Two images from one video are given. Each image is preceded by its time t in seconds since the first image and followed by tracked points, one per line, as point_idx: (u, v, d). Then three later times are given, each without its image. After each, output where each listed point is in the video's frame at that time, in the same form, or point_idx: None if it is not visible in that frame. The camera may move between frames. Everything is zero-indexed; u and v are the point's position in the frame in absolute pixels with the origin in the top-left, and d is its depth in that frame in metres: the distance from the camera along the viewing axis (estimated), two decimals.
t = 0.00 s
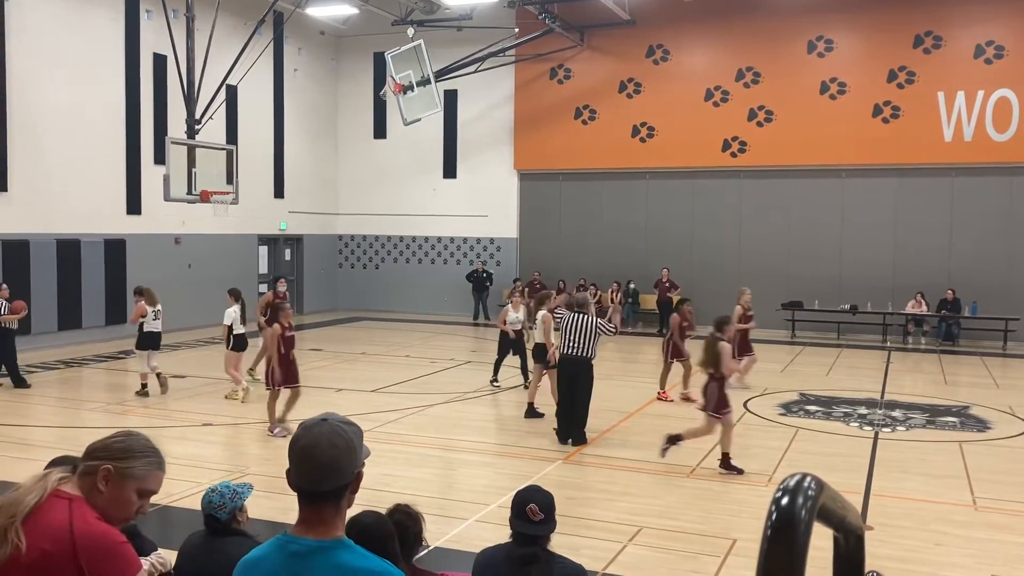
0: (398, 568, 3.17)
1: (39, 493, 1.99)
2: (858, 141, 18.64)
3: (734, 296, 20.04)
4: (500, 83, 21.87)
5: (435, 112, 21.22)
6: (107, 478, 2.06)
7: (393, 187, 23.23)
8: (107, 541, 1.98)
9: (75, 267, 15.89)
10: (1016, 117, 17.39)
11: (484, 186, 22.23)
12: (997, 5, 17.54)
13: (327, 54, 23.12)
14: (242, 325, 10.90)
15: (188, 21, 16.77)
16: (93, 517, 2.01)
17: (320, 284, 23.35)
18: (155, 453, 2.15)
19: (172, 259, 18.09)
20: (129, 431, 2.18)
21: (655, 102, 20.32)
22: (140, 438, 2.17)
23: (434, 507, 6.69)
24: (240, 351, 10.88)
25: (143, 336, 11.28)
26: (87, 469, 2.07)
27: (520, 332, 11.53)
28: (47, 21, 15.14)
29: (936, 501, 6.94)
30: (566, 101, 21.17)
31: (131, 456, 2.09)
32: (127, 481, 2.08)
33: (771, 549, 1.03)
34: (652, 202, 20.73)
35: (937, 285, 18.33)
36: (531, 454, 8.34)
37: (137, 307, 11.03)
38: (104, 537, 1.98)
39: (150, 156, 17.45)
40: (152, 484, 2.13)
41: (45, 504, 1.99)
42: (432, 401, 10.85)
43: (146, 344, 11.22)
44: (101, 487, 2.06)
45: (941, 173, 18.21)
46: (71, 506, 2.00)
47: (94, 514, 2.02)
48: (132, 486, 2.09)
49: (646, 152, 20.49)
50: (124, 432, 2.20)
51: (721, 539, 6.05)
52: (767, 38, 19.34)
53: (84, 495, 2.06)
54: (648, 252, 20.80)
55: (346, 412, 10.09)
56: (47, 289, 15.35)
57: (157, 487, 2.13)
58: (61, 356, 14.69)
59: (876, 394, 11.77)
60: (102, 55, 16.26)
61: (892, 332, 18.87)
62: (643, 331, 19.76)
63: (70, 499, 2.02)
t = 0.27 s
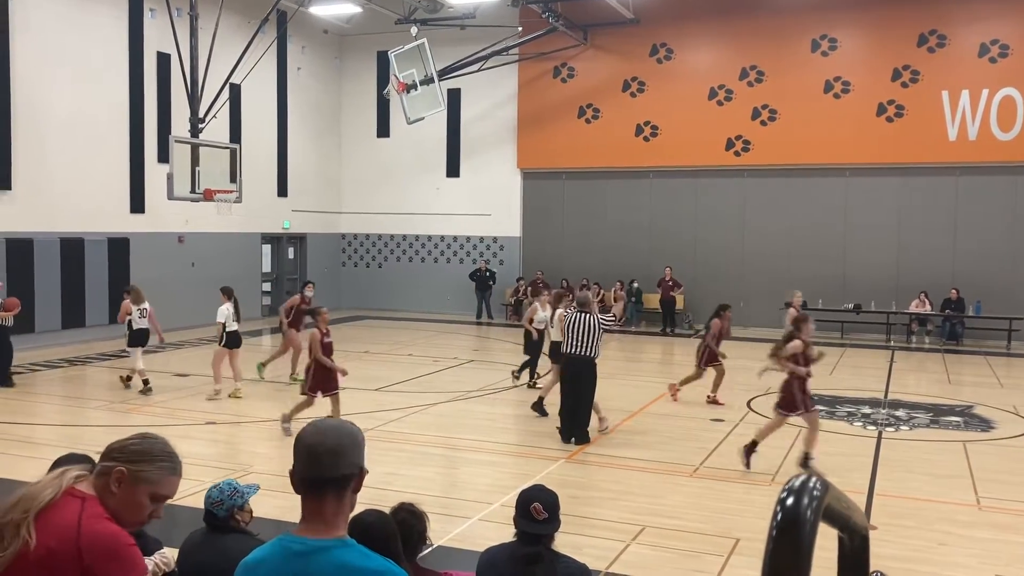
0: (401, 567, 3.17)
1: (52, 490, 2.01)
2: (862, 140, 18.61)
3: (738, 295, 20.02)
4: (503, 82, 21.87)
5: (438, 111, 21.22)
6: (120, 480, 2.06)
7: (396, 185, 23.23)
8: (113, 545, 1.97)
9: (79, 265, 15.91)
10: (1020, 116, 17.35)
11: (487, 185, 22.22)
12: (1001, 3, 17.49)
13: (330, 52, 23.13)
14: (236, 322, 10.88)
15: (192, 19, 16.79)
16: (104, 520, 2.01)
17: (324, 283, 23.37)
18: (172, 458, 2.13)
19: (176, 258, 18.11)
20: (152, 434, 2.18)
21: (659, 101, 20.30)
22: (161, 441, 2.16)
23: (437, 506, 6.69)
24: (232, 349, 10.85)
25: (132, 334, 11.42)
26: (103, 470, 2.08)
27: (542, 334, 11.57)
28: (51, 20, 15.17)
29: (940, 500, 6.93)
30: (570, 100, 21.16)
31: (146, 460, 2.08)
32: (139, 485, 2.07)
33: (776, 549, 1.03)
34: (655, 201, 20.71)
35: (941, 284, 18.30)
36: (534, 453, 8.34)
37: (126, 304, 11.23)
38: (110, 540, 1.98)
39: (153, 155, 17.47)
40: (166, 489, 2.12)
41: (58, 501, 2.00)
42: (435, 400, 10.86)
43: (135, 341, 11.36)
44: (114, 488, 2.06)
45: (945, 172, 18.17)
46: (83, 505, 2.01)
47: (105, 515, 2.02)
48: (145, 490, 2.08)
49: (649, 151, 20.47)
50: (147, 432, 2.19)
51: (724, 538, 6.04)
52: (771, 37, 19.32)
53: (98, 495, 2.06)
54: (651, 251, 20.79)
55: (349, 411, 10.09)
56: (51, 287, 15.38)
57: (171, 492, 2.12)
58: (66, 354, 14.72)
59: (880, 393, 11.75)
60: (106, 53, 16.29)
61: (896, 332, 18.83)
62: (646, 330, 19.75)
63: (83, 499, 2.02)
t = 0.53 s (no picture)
0: (404, 564, 3.17)
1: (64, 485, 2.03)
2: (866, 139, 18.58)
3: (741, 294, 20.01)
4: (508, 80, 21.84)
5: (442, 109, 21.23)
6: (131, 478, 2.07)
7: (399, 184, 23.23)
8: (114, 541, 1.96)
9: (83, 263, 15.93)
10: None
11: (491, 184, 22.21)
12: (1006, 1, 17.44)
13: (334, 50, 23.13)
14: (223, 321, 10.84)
15: (195, 18, 16.80)
16: (110, 518, 2.01)
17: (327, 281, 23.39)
18: (185, 460, 2.13)
19: (179, 256, 18.13)
20: (170, 437, 2.20)
21: (663, 99, 20.27)
22: (177, 443, 2.17)
23: (440, 505, 6.70)
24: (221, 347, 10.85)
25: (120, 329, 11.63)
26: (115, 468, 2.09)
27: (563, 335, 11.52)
28: (55, 19, 15.19)
29: (944, 500, 6.92)
30: (573, 99, 21.14)
31: (157, 459, 2.09)
32: (150, 484, 2.07)
33: (779, 551, 1.03)
34: (659, 199, 20.69)
35: (945, 283, 18.27)
36: (537, 452, 8.35)
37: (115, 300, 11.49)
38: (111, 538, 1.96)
39: (157, 154, 17.48)
40: (177, 491, 2.11)
41: (68, 495, 2.01)
42: (439, 399, 10.88)
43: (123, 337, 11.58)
44: (124, 487, 2.07)
45: (948, 171, 18.13)
46: (91, 499, 2.02)
47: (111, 512, 2.03)
48: (154, 490, 2.08)
49: (653, 150, 20.45)
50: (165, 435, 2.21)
51: (727, 538, 6.05)
52: (775, 35, 19.29)
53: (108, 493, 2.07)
54: (655, 250, 20.77)
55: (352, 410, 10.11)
56: (55, 285, 15.42)
57: (181, 494, 2.11)
58: (69, 352, 14.75)
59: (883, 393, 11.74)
60: (109, 50, 16.28)
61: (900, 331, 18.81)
62: (649, 329, 19.74)
63: (93, 495, 2.04)
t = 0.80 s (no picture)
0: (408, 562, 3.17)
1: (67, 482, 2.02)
2: (870, 137, 18.55)
3: (745, 292, 19.99)
4: (512, 78, 21.83)
5: (446, 107, 21.24)
6: (132, 479, 2.04)
7: (403, 182, 23.23)
8: (109, 542, 1.93)
9: (88, 261, 15.96)
10: None
11: (495, 182, 22.21)
12: None
13: (338, 48, 23.14)
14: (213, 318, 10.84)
15: (200, 16, 16.82)
16: (108, 518, 1.98)
17: (331, 279, 23.41)
18: (187, 463, 2.10)
19: (183, 254, 18.15)
20: (175, 438, 2.18)
21: (667, 97, 20.25)
22: (182, 445, 2.15)
23: (444, 502, 6.70)
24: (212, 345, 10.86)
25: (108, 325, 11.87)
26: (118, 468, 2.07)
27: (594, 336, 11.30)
28: (60, 17, 15.22)
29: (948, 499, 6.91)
30: (578, 97, 21.13)
31: (159, 461, 2.06)
32: (151, 485, 2.04)
33: (785, 550, 1.03)
34: (663, 197, 20.67)
35: (950, 282, 18.24)
36: (541, 450, 8.35)
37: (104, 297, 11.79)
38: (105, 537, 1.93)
39: (161, 151, 17.51)
40: (178, 494, 2.08)
41: (69, 493, 1.99)
42: (443, 396, 10.88)
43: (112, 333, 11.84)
44: (124, 488, 2.04)
45: (953, 169, 18.10)
46: (92, 499, 2.00)
47: (111, 513, 2.00)
48: (155, 492, 2.05)
49: (657, 148, 20.43)
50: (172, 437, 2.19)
51: (731, 536, 6.04)
52: (779, 33, 19.26)
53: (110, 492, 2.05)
54: (658, 248, 20.76)
55: (356, 408, 10.12)
56: (60, 282, 15.47)
57: (182, 497, 2.08)
58: (74, 350, 14.79)
59: (888, 391, 11.72)
60: (114, 48, 16.31)
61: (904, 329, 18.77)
62: (653, 327, 19.74)
63: (95, 495, 2.02)
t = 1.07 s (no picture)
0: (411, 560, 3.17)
1: (62, 482, 2.01)
2: (874, 135, 18.51)
3: (749, 291, 19.97)
4: (516, 76, 21.81)
5: (449, 105, 21.25)
6: (123, 477, 2.00)
7: (407, 179, 23.23)
8: (103, 544, 1.93)
9: (92, 258, 16.00)
10: None
11: (498, 180, 22.19)
12: None
13: (342, 46, 23.15)
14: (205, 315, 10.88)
15: (204, 13, 16.84)
16: (102, 518, 1.97)
17: (334, 277, 23.44)
18: (177, 461, 2.02)
19: (187, 251, 18.17)
20: (168, 433, 2.10)
21: (670, 95, 20.23)
22: (175, 441, 2.07)
23: (448, 500, 6.71)
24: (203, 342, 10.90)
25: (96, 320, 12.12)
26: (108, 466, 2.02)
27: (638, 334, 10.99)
28: (64, 15, 15.24)
29: (952, 497, 6.89)
30: (581, 94, 21.11)
31: (149, 459, 1.99)
32: (141, 484, 1.99)
33: (789, 547, 1.03)
34: (666, 195, 20.65)
35: (954, 280, 18.21)
36: (544, 448, 8.35)
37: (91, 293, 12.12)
38: (98, 541, 1.92)
39: (165, 149, 17.52)
40: (171, 491, 2.02)
41: (64, 492, 1.99)
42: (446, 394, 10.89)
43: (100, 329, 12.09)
44: (116, 487, 2.01)
45: (957, 167, 18.06)
46: (85, 499, 1.98)
47: (106, 512, 1.98)
48: (146, 492, 2.00)
49: (660, 146, 20.41)
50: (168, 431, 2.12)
51: (734, 534, 6.04)
52: (783, 30, 19.23)
53: (104, 492, 2.02)
54: (662, 246, 20.73)
55: (359, 405, 10.12)
56: (65, 279, 15.51)
57: (174, 495, 2.02)
58: (78, 347, 14.82)
59: (892, 389, 11.71)
60: (117, 45, 16.32)
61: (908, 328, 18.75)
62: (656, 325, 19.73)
63: (89, 494, 2.00)
